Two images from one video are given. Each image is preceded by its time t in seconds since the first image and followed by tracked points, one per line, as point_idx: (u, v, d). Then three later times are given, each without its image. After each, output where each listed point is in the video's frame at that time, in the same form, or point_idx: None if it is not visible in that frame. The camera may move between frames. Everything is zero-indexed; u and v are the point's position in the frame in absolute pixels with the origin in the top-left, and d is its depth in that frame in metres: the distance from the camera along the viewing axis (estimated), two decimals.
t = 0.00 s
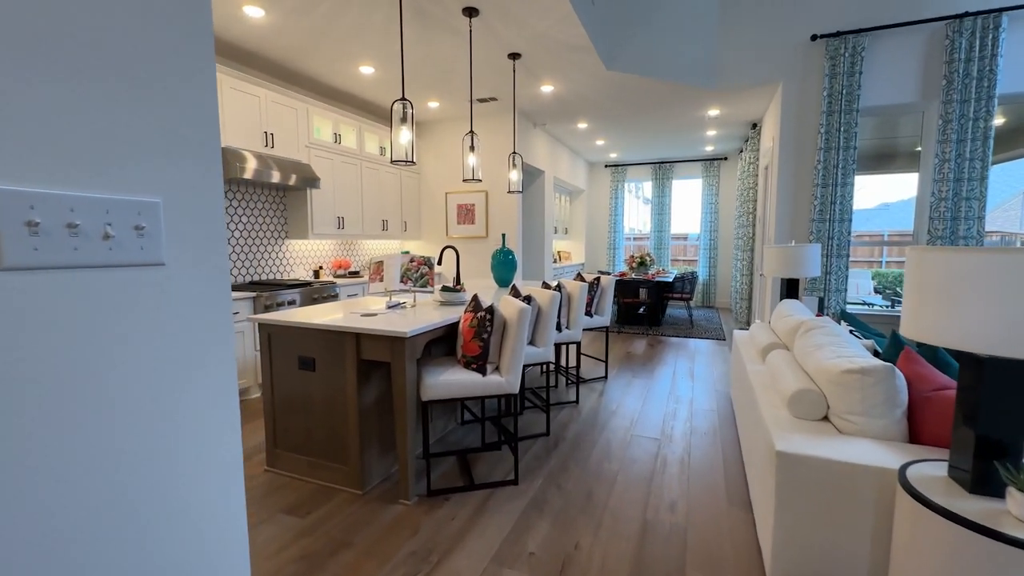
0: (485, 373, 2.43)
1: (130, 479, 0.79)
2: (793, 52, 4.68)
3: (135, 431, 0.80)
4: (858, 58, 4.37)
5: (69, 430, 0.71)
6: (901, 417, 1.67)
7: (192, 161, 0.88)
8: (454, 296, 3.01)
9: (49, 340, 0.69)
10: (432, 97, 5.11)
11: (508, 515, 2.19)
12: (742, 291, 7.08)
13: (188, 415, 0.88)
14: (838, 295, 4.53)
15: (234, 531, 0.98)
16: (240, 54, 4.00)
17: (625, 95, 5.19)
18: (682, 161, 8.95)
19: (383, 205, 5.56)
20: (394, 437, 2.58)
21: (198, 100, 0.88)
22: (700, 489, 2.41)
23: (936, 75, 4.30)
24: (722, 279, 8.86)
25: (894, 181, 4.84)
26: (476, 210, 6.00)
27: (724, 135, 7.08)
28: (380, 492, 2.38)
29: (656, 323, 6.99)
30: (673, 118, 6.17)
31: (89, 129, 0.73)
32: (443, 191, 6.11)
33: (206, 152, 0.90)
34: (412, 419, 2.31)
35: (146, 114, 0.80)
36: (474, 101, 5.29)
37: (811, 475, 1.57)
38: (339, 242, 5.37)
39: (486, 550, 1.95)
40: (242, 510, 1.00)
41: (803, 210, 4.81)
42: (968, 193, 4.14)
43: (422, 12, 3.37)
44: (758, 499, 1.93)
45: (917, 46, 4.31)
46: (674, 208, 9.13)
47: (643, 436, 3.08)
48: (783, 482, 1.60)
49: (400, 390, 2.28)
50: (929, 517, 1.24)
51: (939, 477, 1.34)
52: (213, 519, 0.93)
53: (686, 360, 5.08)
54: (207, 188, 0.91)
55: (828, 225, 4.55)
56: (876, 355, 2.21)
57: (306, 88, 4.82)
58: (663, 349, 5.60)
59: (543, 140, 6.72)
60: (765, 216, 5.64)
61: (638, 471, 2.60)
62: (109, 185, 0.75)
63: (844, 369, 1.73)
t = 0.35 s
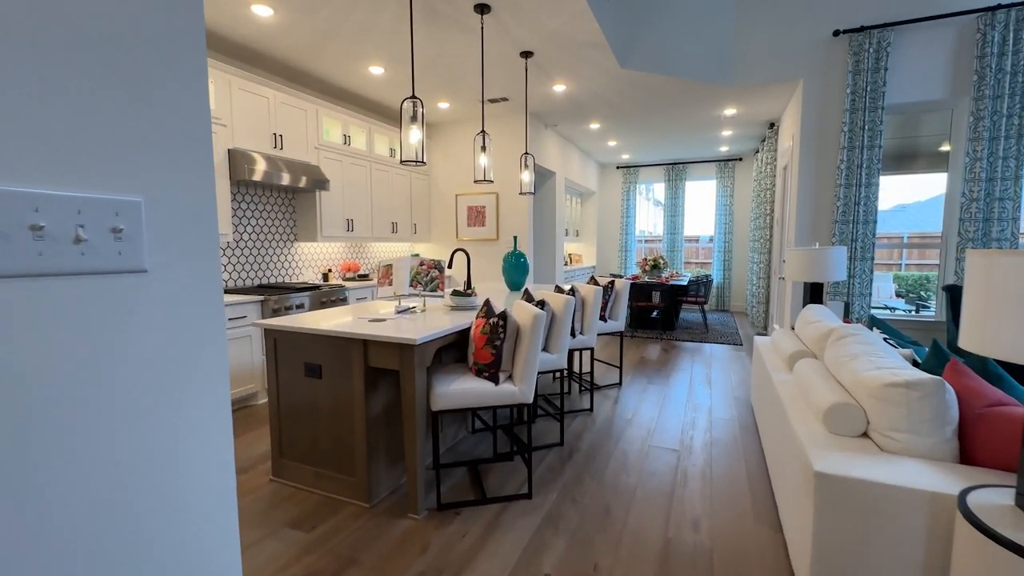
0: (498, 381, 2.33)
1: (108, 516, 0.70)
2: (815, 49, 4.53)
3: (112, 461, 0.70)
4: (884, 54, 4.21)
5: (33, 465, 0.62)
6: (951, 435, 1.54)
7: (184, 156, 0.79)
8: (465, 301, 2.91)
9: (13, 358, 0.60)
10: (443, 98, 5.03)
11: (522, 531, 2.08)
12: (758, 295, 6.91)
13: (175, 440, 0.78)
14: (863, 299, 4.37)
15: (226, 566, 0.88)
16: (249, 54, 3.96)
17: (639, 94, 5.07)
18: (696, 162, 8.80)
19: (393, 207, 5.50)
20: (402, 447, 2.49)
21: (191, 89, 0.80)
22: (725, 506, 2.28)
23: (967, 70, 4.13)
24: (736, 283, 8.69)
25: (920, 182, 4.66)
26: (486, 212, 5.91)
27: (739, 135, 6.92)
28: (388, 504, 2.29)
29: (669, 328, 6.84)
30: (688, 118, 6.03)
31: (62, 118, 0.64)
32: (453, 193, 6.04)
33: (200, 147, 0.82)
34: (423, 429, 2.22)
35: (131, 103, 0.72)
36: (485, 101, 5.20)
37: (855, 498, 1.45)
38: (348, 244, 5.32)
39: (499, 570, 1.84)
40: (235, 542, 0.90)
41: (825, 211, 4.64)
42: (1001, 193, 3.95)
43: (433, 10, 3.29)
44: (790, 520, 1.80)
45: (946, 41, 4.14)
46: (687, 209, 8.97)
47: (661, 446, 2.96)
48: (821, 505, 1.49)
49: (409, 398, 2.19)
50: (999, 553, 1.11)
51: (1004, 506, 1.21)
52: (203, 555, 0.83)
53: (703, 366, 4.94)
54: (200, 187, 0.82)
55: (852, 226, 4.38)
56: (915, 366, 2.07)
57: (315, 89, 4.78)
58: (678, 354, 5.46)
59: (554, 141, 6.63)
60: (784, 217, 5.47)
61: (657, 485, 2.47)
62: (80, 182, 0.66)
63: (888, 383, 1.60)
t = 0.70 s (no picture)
0: (511, 387, 2.24)
1: (85, 557, 0.61)
2: (833, 42, 4.40)
3: (90, 492, 0.61)
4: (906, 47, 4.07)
5: None
6: (1003, 450, 1.43)
7: (179, 147, 0.70)
8: (475, 303, 2.83)
9: None
10: (451, 96, 4.96)
11: (538, 545, 1.99)
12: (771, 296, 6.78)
13: (163, 462, 0.70)
14: (884, 300, 4.23)
15: None
16: (255, 52, 3.90)
17: (651, 91, 4.97)
18: (706, 161, 8.66)
19: (400, 207, 5.43)
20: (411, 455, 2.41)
21: (187, 74, 0.72)
22: (748, 519, 2.17)
23: (993, 64, 3.99)
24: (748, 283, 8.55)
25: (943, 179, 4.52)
26: (494, 212, 5.82)
27: (752, 132, 6.79)
28: (397, 515, 2.21)
29: (681, 329, 6.72)
30: (700, 115, 5.91)
31: (30, 102, 0.55)
32: (460, 193, 5.96)
33: (194, 138, 0.73)
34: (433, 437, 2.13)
35: (119, 87, 0.63)
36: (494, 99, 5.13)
37: (900, 519, 1.36)
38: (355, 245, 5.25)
39: None
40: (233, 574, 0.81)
41: (843, 209, 4.50)
42: None
43: (441, 5, 3.22)
44: (824, 536, 1.71)
45: (971, 33, 4.00)
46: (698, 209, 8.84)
47: (679, 453, 2.86)
48: (862, 524, 1.39)
49: (419, 405, 2.11)
50: None
51: None
52: None
53: (716, 369, 4.83)
54: (197, 182, 0.73)
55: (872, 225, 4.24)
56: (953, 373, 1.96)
57: (322, 87, 4.71)
58: (690, 356, 5.34)
59: (563, 140, 6.54)
60: (799, 216, 5.33)
61: (677, 496, 2.38)
62: (53, 176, 0.57)
63: (931, 394, 1.49)
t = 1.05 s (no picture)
0: (520, 389, 2.16)
1: None
2: (847, 32, 4.27)
3: (58, 524, 0.53)
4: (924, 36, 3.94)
5: None
6: None
7: (162, 130, 0.62)
8: (481, 301, 2.74)
9: None
10: (455, 90, 4.87)
11: (550, 552, 1.92)
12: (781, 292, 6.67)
13: (145, 484, 0.62)
14: (900, 297, 4.13)
15: None
16: (255, 46, 3.81)
17: (660, 84, 4.86)
18: (713, 155, 8.54)
19: (404, 204, 5.35)
20: (416, 458, 2.33)
21: (164, 50, 0.63)
22: (768, 527, 2.08)
23: (1015, 52, 3.86)
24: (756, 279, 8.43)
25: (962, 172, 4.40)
26: (499, 208, 5.74)
27: (762, 126, 6.66)
28: (403, 521, 2.14)
29: (688, 327, 6.62)
30: (708, 108, 5.80)
31: None
32: (464, 189, 5.87)
33: (174, 123, 0.64)
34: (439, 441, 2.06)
35: (88, 60, 0.55)
36: (498, 93, 5.03)
37: (940, 531, 1.27)
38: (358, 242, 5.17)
39: None
40: None
41: (858, 203, 4.39)
42: None
43: None
44: (853, 546, 1.62)
45: (991, 21, 3.88)
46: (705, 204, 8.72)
47: (692, 455, 2.78)
48: (898, 536, 1.31)
49: (425, 408, 2.03)
50: None
51: None
52: None
53: (726, 367, 4.74)
54: (184, 172, 0.65)
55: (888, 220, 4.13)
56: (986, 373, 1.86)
57: (323, 82, 4.63)
58: (699, 354, 5.25)
59: (569, 134, 6.44)
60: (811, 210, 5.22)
61: (692, 500, 2.29)
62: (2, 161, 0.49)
63: (970, 397, 1.39)
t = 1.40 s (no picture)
0: (523, 393, 2.08)
1: None
2: (854, 24, 4.18)
3: None
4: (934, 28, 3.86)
5: None
6: None
7: (129, 103, 0.51)
8: (482, 302, 2.65)
9: None
10: (453, 87, 4.79)
11: (557, 563, 1.84)
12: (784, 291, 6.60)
13: (107, 540, 0.49)
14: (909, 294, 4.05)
15: None
16: (248, 41, 3.72)
17: (663, 79, 4.78)
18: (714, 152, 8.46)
19: (402, 202, 5.27)
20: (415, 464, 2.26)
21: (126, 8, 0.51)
22: (781, 534, 2.00)
23: None
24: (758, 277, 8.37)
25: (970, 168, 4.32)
26: (499, 206, 5.67)
27: (764, 122, 6.58)
28: (402, 530, 2.06)
29: (691, 326, 6.55)
30: (711, 104, 5.71)
31: None
32: (463, 187, 5.80)
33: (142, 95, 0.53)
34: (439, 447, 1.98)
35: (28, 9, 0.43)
36: (497, 90, 4.96)
37: (974, 545, 1.20)
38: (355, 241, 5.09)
39: None
40: None
41: (864, 199, 4.31)
42: None
43: None
44: (874, 556, 1.55)
45: (1001, 13, 3.80)
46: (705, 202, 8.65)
47: (700, 459, 2.70)
48: (925, 549, 1.23)
49: (423, 413, 1.95)
50: None
51: None
52: None
53: (730, 366, 4.66)
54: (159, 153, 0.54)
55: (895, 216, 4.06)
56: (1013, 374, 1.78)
57: (319, 78, 4.54)
58: (702, 353, 5.18)
59: (569, 132, 6.36)
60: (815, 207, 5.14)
61: (703, 506, 2.22)
62: None
63: (1000, 402, 1.32)
